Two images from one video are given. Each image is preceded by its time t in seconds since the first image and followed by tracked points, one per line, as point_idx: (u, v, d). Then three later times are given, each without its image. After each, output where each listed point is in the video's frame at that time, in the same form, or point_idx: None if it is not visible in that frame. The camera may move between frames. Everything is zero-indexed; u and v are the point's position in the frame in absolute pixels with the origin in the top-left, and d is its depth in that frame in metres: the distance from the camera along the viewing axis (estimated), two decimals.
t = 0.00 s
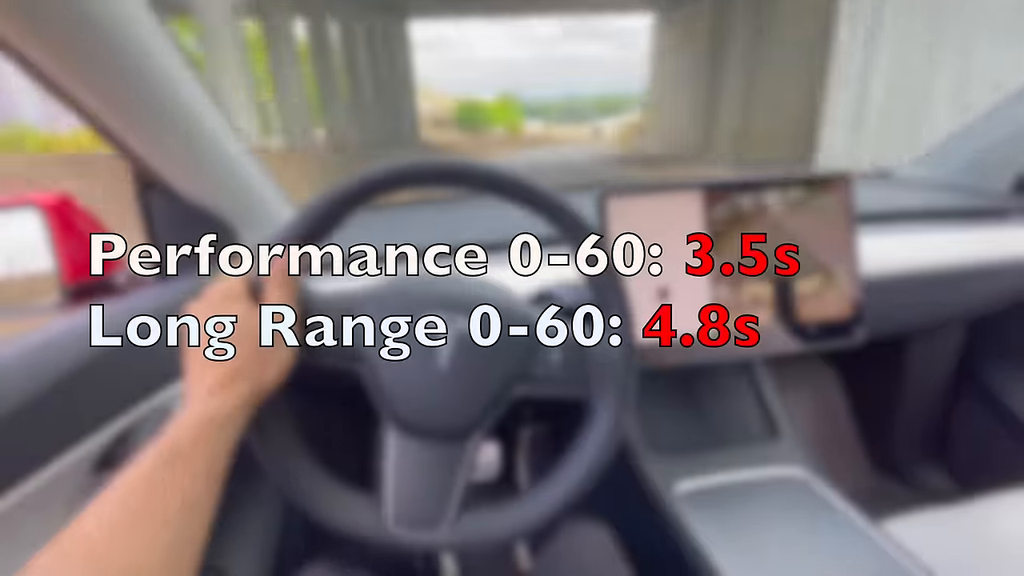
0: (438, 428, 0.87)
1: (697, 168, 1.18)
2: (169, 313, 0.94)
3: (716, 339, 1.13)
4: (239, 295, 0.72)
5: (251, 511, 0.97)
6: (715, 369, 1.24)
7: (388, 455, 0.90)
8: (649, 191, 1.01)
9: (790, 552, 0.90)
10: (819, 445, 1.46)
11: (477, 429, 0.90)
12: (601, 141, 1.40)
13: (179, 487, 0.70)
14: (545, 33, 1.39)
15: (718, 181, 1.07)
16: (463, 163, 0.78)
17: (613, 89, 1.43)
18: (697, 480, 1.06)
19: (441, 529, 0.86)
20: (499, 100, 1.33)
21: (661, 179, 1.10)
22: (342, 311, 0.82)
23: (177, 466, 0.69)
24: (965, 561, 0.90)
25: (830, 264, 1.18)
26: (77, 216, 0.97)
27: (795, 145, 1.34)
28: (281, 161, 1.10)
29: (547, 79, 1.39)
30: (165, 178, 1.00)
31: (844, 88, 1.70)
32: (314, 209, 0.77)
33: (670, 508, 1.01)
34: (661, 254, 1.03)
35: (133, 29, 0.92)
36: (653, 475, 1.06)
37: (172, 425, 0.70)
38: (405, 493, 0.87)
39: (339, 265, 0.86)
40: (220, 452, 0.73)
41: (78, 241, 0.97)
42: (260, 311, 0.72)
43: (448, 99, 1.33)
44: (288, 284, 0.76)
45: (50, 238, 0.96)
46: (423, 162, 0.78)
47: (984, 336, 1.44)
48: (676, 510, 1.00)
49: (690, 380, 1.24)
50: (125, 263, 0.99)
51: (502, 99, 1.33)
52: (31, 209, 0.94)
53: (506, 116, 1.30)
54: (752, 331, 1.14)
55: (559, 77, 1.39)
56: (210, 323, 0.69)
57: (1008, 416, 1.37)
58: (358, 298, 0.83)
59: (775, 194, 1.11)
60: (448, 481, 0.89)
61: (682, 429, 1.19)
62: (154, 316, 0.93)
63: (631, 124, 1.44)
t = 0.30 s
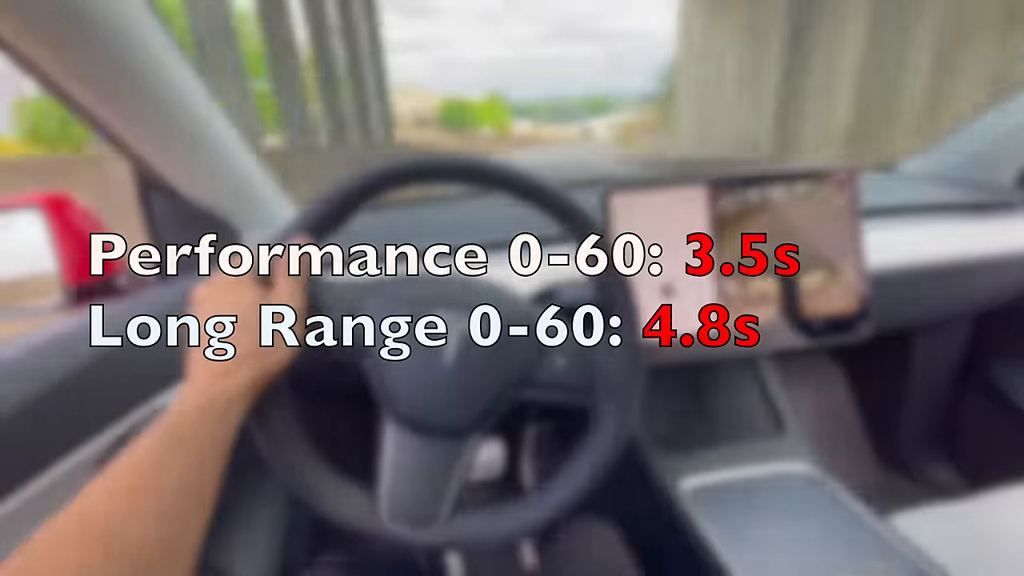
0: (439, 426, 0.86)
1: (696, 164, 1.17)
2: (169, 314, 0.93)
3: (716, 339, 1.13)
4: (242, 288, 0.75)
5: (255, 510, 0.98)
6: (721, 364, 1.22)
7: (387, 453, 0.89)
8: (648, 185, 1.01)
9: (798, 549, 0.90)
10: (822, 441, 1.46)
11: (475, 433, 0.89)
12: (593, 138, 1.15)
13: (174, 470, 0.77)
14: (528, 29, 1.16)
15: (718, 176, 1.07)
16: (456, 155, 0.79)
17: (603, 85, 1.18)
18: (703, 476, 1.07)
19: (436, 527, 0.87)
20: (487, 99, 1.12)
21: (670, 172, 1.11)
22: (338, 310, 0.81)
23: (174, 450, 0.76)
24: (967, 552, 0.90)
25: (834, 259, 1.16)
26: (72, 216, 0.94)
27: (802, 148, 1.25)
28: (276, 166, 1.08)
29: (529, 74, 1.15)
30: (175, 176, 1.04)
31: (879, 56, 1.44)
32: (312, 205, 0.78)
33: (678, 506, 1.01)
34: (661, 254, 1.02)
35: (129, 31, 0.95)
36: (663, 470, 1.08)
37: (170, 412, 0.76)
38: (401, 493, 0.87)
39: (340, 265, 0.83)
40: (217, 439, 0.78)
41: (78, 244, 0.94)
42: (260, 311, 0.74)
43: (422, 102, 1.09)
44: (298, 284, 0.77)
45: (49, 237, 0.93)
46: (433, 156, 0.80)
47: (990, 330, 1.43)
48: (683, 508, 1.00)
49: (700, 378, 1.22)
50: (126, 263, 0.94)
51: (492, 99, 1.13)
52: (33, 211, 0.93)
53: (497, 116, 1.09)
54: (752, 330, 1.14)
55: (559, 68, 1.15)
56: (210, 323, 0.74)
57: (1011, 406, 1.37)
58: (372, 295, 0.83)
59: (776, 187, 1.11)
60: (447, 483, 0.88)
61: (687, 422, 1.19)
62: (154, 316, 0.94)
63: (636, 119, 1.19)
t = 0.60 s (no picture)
0: (436, 424, 0.87)
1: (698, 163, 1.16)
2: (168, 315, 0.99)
3: (715, 338, 1.12)
4: (246, 286, 0.75)
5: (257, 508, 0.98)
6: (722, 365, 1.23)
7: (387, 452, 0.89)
8: (651, 182, 1.00)
9: (805, 551, 0.89)
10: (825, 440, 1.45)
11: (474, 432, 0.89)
12: (580, 141, 1.17)
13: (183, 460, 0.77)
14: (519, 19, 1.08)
15: (720, 173, 1.06)
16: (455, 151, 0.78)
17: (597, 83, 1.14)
18: (708, 476, 1.06)
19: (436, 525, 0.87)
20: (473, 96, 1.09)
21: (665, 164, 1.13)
22: (338, 309, 0.82)
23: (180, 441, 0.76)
24: (969, 551, 0.89)
25: (837, 259, 1.14)
26: (69, 215, 0.96)
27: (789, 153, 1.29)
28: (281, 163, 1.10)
29: (524, 71, 1.10)
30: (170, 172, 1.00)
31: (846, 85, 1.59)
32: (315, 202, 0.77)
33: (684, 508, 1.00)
34: (662, 254, 1.02)
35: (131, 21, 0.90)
36: (667, 470, 1.07)
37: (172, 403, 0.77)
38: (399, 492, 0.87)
39: (340, 265, 0.82)
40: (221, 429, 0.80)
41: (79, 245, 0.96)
42: (260, 312, 0.75)
43: (407, 103, 1.08)
44: (303, 283, 0.78)
45: (51, 238, 0.95)
46: (441, 153, 0.78)
47: (996, 329, 1.42)
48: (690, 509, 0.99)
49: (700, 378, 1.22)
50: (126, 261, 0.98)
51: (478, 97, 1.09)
52: (36, 209, 0.95)
53: (484, 116, 1.05)
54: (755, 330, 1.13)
55: (555, 64, 1.10)
56: (211, 323, 0.72)
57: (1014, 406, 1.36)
58: (373, 295, 0.83)
59: (780, 184, 1.10)
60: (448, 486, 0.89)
61: (690, 422, 1.17)
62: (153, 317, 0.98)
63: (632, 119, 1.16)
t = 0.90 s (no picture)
0: (433, 423, 0.87)
1: (698, 162, 1.15)
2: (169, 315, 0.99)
3: (715, 339, 1.12)
4: (246, 284, 0.76)
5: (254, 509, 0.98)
6: (721, 365, 1.22)
7: (382, 449, 0.88)
8: (650, 182, 1.00)
9: (803, 554, 0.89)
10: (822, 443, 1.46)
11: (471, 432, 0.88)
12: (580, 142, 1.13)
13: (186, 455, 0.72)
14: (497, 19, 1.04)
15: (720, 172, 1.06)
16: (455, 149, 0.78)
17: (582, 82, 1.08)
18: (708, 476, 1.06)
19: (430, 524, 0.86)
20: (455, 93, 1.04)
21: (654, 169, 1.09)
22: (338, 309, 0.83)
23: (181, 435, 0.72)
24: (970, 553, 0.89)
25: (839, 259, 1.13)
26: (73, 216, 0.95)
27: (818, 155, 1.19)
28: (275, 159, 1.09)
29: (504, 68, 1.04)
30: (171, 175, 1.02)
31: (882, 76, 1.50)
32: (313, 200, 0.77)
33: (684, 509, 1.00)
34: (662, 254, 1.01)
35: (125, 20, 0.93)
36: (668, 470, 1.07)
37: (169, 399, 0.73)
38: (393, 490, 0.86)
39: (340, 265, 0.82)
40: (223, 423, 0.76)
41: (81, 245, 0.96)
42: (259, 312, 0.76)
43: (387, 100, 1.03)
44: (300, 283, 0.79)
45: (52, 238, 0.94)
46: (440, 150, 0.78)
47: (998, 331, 1.41)
48: (688, 510, 0.99)
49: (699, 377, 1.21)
50: (127, 262, 1.02)
51: (459, 95, 1.04)
52: (36, 209, 0.92)
53: (466, 114, 1.02)
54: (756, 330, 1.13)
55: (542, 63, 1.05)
56: (211, 323, 0.74)
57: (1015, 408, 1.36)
58: (372, 295, 0.83)
59: (779, 184, 1.10)
60: (442, 482, 0.87)
61: (689, 422, 1.17)
62: (152, 317, 0.97)
63: (630, 116, 1.12)
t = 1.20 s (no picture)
0: (435, 419, 0.87)
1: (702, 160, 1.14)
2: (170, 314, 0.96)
3: (715, 339, 1.11)
4: (245, 283, 0.77)
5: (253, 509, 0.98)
6: (728, 362, 1.21)
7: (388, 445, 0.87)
8: (652, 181, 1.00)
9: (804, 554, 0.88)
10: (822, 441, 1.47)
11: (476, 427, 0.88)
12: (573, 144, 1.08)
13: (189, 459, 0.75)
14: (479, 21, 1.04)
15: (723, 170, 1.06)
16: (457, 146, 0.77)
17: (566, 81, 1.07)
18: (706, 473, 1.06)
19: (437, 520, 0.85)
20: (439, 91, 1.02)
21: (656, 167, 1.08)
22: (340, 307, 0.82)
23: (186, 439, 0.74)
24: (976, 553, 0.89)
25: (844, 256, 1.11)
26: (80, 213, 0.97)
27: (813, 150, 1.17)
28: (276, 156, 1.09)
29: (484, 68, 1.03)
30: (170, 167, 1.05)
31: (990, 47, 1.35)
32: (314, 197, 0.76)
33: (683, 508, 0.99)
34: (662, 254, 1.01)
35: (133, 14, 0.93)
36: (666, 467, 1.08)
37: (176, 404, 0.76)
38: (402, 485, 0.85)
39: (340, 265, 0.82)
40: (226, 429, 0.77)
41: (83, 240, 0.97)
42: (260, 312, 0.77)
43: (363, 98, 1.01)
44: (300, 283, 0.78)
45: (55, 231, 0.97)
46: (439, 148, 0.76)
47: (1003, 329, 1.40)
48: (689, 508, 0.99)
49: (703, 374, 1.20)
50: (127, 263, 0.98)
51: (442, 93, 1.02)
52: (41, 202, 0.96)
53: (448, 113, 1.00)
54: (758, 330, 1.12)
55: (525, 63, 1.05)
56: (211, 323, 0.75)
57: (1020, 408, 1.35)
58: (372, 295, 0.83)
59: (781, 182, 1.10)
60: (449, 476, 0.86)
61: (692, 418, 1.16)
62: (153, 317, 0.95)
63: (623, 116, 1.10)
